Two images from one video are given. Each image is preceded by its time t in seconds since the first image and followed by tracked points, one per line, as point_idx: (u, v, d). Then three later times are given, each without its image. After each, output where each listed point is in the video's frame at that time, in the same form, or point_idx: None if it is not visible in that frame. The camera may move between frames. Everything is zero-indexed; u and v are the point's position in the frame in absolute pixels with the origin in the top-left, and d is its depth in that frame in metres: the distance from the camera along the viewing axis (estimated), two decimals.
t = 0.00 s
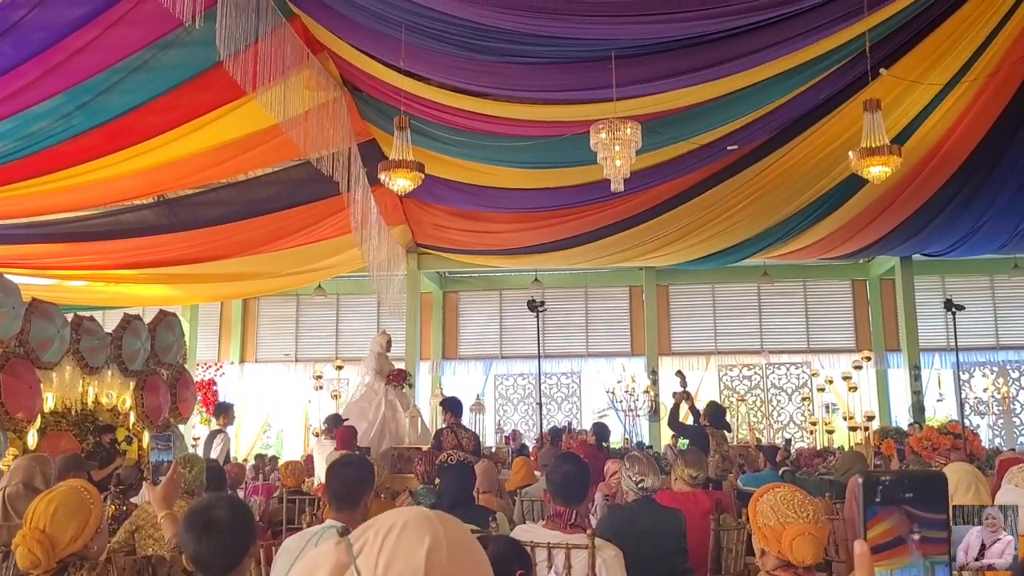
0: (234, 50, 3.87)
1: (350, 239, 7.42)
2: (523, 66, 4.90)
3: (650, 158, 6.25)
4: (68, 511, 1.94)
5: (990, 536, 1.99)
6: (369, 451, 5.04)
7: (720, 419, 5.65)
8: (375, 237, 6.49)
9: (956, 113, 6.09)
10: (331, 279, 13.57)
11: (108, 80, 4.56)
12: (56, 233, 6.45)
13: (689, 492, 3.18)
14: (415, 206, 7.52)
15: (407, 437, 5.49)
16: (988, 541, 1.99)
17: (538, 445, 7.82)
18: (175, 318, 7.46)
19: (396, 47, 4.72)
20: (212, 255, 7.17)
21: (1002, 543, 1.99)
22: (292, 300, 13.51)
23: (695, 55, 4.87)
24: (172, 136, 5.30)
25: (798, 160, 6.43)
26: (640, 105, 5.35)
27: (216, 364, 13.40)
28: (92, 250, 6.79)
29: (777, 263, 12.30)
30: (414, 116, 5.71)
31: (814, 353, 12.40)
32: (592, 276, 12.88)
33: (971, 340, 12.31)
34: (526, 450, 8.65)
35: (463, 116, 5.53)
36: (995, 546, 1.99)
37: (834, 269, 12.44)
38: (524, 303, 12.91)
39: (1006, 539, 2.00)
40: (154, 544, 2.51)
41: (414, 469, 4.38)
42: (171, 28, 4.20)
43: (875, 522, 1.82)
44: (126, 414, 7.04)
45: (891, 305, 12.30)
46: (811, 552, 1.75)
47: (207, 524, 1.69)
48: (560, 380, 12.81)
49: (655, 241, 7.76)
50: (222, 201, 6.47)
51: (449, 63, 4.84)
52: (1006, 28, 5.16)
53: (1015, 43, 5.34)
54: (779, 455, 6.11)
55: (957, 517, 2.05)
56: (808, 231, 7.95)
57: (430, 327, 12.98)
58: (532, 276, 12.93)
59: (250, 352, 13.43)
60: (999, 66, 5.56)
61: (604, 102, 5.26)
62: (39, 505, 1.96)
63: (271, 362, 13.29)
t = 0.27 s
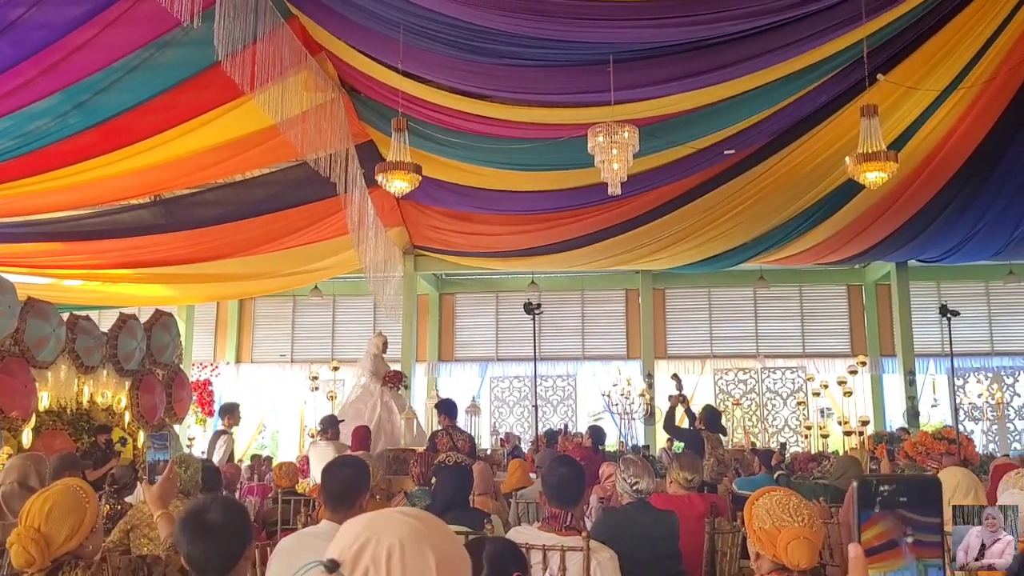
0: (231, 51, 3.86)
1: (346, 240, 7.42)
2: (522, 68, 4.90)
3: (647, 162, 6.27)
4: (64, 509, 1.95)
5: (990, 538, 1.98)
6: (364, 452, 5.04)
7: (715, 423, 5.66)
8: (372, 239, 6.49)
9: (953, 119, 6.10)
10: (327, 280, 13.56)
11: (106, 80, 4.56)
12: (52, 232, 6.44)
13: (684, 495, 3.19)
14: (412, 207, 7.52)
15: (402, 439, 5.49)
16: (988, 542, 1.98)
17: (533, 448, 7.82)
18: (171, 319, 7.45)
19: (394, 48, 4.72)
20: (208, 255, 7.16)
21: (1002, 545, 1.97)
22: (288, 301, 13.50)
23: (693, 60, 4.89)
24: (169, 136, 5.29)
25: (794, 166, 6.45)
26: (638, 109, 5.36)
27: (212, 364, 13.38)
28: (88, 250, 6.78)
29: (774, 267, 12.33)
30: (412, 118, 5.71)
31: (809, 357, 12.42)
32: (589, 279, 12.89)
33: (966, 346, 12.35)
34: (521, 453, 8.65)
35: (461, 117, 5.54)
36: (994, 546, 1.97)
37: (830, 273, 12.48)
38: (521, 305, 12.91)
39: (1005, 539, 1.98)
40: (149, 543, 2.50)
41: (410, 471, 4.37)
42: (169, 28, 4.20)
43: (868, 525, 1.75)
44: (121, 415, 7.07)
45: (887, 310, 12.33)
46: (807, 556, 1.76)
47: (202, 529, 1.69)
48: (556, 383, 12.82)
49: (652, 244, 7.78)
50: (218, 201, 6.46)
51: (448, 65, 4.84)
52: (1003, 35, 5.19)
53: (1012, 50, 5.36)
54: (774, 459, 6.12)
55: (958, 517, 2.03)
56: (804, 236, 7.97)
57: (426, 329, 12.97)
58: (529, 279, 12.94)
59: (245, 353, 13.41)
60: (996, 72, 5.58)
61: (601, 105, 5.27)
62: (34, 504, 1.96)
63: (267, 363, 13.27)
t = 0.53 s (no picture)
0: (232, 51, 3.86)
1: (345, 240, 7.42)
2: (522, 70, 4.91)
3: (647, 165, 6.28)
4: (62, 506, 1.94)
5: (993, 537, 1.86)
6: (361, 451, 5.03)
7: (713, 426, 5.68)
8: (370, 239, 6.48)
9: (953, 124, 6.12)
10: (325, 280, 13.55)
11: (108, 78, 4.56)
12: (50, 230, 6.43)
13: (681, 499, 3.20)
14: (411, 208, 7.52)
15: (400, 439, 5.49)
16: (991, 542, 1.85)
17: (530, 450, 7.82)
18: (169, 317, 7.44)
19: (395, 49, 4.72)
20: (207, 254, 7.16)
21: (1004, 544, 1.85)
22: (286, 300, 13.49)
23: (694, 64, 4.90)
24: (169, 135, 5.29)
25: (794, 170, 6.46)
26: (638, 112, 5.37)
27: (209, 363, 13.37)
28: (87, 248, 6.78)
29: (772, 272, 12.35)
30: (412, 118, 5.71)
31: (806, 362, 12.44)
32: (587, 281, 12.90)
33: (963, 352, 12.37)
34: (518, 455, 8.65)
35: (461, 118, 5.55)
36: (995, 546, 1.85)
37: (829, 278, 12.49)
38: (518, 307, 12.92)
39: (1006, 539, 1.86)
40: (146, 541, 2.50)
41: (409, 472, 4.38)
42: (170, 27, 4.20)
43: (870, 524, 1.66)
44: (120, 412, 6.96)
45: (885, 316, 12.35)
46: (806, 558, 1.76)
47: (201, 527, 1.72)
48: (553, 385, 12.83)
49: (651, 247, 7.79)
50: (218, 200, 6.46)
51: (449, 66, 4.85)
52: (1004, 41, 5.20)
53: (1013, 56, 5.37)
54: (771, 463, 6.12)
55: (956, 516, 1.88)
56: (803, 241, 7.99)
57: (424, 331, 12.97)
58: (527, 281, 12.94)
59: (243, 353, 13.41)
60: (997, 78, 5.59)
61: (602, 108, 5.28)
62: (33, 499, 1.95)
63: (264, 363, 13.26)
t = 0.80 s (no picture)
0: (236, 50, 3.87)
1: (346, 240, 7.42)
2: (524, 72, 4.92)
3: (648, 167, 6.28)
4: (63, 504, 1.94)
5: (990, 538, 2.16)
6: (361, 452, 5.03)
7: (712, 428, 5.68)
8: (370, 240, 6.48)
9: (955, 129, 6.12)
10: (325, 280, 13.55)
11: (110, 77, 4.56)
12: (50, 228, 6.43)
13: (681, 501, 3.20)
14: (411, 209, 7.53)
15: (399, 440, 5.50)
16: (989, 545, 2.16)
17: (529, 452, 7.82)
18: (169, 316, 7.44)
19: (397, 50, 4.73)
20: (207, 254, 7.16)
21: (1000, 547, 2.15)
22: (285, 301, 13.49)
23: (696, 67, 4.90)
24: (171, 134, 5.30)
25: (794, 174, 6.46)
26: (640, 115, 5.38)
27: (208, 363, 13.38)
28: (87, 246, 6.78)
29: (772, 275, 12.36)
30: (413, 119, 5.72)
31: (806, 366, 12.44)
32: (587, 284, 12.89)
33: (963, 357, 12.36)
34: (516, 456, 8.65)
35: (463, 120, 5.55)
36: (994, 546, 2.15)
37: (829, 282, 12.49)
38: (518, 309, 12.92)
39: (1006, 539, 2.15)
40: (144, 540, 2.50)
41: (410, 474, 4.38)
42: (173, 26, 4.21)
43: (873, 524, 1.62)
44: (120, 411, 6.96)
45: (885, 320, 12.35)
46: (806, 561, 1.75)
47: (207, 526, 1.73)
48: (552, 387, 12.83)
49: (651, 250, 7.79)
50: (219, 200, 6.46)
51: (451, 67, 4.85)
52: (1005, 47, 5.20)
53: (1014, 62, 5.38)
54: (771, 467, 6.13)
55: (960, 517, 2.21)
56: (804, 245, 7.99)
57: (424, 332, 12.98)
58: (528, 283, 12.94)
59: (242, 352, 13.41)
60: (998, 84, 5.60)
61: (604, 110, 5.28)
62: (34, 496, 1.95)
63: (264, 363, 13.27)
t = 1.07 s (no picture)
0: (239, 52, 3.88)
1: (348, 242, 7.42)
2: (528, 74, 4.92)
3: (650, 170, 6.28)
4: (66, 506, 1.94)
5: (991, 539, 2.63)
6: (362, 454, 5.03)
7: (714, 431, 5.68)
8: (372, 241, 6.48)
9: (958, 134, 6.11)
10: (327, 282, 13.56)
11: (114, 79, 4.57)
12: (53, 229, 6.43)
13: (682, 505, 3.20)
14: (413, 210, 7.52)
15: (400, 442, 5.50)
16: (986, 542, 2.65)
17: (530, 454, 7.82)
18: (171, 318, 7.44)
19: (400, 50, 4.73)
20: (209, 256, 7.16)
21: (1002, 545, 2.60)
22: (288, 302, 13.49)
23: (700, 70, 4.90)
24: (174, 136, 5.31)
25: (796, 178, 6.46)
26: (643, 118, 5.38)
27: (211, 364, 13.40)
28: (89, 247, 6.78)
29: (774, 279, 12.35)
30: (416, 121, 5.72)
31: (808, 369, 12.43)
32: (589, 286, 12.88)
33: (966, 361, 12.35)
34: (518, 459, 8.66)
35: (465, 122, 5.55)
36: (997, 548, 2.61)
37: (832, 286, 12.48)
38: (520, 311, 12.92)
39: (1006, 540, 2.57)
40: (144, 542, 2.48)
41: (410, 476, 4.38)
42: (177, 27, 4.21)
43: (876, 534, 1.81)
44: (121, 413, 6.96)
45: (887, 324, 12.33)
46: (808, 567, 1.75)
47: (207, 529, 1.72)
48: (554, 390, 12.84)
49: (653, 253, 7.78)
50: (221, 201, 6.46)
51: (454, 69, 4.85)
52: (1008, 52, 5.21)
53: (1017, 67, 5.37)
54: (773, 471, 6.13)
55: (963, 516, 2.78)
56: (806, 248, 7.98)
57: (426, 334, 12.98)
58: (530, 285, 12.94)
59: (244, 354, 13.42)
60: (1001, 89, 5.60)
61: (606, 113, 5.28)
62: (38, 498, 1.95)
63: (265, 364, 13.27)
